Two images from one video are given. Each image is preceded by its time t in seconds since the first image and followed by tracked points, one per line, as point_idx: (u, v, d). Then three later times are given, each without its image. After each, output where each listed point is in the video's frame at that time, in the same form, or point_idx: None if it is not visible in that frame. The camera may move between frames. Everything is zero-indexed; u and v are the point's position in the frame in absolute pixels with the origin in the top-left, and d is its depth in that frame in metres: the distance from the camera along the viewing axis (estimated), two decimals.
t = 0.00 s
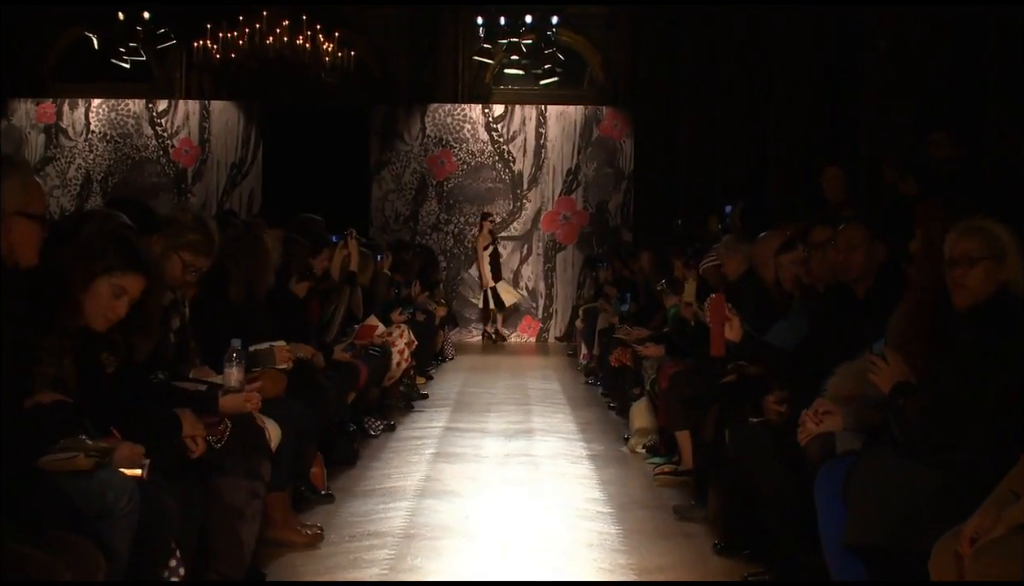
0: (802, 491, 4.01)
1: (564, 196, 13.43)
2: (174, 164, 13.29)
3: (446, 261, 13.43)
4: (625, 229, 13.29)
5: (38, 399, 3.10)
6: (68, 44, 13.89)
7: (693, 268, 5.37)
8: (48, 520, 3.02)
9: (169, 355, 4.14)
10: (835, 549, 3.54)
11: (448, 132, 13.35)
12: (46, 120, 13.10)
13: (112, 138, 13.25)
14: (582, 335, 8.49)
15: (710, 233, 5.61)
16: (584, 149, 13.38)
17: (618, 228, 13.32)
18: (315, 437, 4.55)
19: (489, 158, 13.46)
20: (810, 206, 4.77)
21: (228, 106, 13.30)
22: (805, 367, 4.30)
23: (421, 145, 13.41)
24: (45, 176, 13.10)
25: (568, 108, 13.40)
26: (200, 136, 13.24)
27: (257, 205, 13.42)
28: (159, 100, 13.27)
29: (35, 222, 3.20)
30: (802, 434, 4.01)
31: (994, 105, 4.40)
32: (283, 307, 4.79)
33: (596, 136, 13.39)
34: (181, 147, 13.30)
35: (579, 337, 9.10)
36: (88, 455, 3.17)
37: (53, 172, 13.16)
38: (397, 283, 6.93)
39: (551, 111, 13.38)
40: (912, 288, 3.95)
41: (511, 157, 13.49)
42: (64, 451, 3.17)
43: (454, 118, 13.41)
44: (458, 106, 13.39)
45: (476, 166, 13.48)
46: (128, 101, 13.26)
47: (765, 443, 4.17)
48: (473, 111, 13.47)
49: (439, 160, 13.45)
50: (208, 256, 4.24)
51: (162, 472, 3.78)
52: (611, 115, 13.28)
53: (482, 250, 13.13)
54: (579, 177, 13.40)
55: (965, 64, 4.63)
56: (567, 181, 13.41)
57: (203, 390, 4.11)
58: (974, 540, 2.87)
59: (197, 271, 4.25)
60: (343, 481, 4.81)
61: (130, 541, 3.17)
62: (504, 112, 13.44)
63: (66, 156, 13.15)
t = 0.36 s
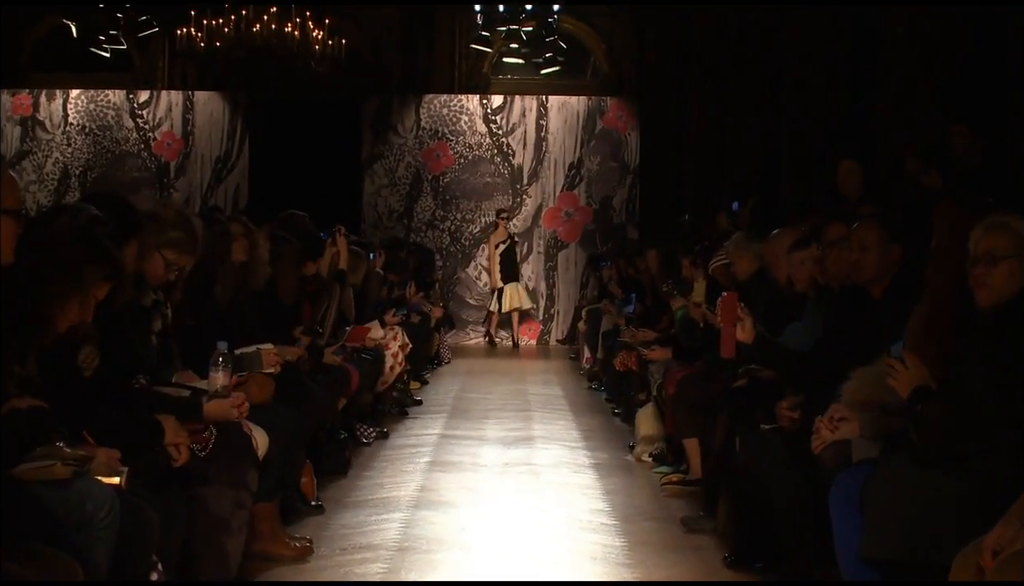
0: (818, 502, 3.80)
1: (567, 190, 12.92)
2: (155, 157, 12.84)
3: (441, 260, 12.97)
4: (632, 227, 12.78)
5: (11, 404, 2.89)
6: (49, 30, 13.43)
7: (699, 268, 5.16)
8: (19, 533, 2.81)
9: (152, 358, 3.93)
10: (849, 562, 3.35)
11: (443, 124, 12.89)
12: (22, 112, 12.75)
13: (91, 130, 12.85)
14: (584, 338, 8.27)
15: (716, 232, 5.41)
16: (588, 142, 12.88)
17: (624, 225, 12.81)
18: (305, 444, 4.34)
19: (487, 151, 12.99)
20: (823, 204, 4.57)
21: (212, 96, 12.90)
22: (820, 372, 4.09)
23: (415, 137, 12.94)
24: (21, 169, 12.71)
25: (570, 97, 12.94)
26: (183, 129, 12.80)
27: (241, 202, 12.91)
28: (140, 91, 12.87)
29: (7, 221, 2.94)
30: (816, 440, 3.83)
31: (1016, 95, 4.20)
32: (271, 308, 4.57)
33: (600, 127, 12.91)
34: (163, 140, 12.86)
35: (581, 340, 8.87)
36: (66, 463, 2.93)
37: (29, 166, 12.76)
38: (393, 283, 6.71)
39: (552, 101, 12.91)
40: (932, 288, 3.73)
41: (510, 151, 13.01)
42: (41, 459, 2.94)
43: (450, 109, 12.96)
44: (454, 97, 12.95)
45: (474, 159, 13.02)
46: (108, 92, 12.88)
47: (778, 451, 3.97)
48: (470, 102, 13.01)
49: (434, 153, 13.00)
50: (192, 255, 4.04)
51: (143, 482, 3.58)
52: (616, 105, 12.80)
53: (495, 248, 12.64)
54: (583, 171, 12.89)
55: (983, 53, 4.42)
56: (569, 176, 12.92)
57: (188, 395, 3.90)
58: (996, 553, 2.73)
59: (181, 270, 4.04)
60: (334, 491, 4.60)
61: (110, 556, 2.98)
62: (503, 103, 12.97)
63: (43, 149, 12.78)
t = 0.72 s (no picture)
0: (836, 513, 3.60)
1: (568, 184, 12.50)
2: (136, 149, 12.37)
3: (437, 257, 12.54)
4: (637, 223, 12.39)
5: None
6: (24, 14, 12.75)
7: (704, 266, 4.96)
8: None
9: (132, 362, 3.73)
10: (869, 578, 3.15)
11: (438, 114, 12.48)
12: None
13: (69, 121, 12.39)
14: (587, 340, 8.06)
15: (722, 229, 5.20)
16: (590, 133, 12.45)
17: (628, 220, 12.43)
18: (294, 451, 4.14)
19: (484, 143, 12.57)
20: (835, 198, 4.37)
21: (196, 85, 12.42)
22: (835, 375, 3.89)
23: (409, 127, 12.52)
24: None
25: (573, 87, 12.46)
26: (164, 119, 12.32)
27: (225, 197, 12.40)
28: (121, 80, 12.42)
29: None
30: (831, 448, 3.62)
31: None
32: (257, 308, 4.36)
33: (604, 118, 12.42)
34: (145, 131, 12.39)
35: (583, 341, 8.65)
36: (43, 471, 2.76)
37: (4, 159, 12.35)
38: (387, 282, 6.49)
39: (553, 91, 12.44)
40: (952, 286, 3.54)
41: (508, 142, 12.58)
42: (15, 467, 2.75)
43: (446, 99, 12.54)
44: (450, 86, 12.52)
45: (471, 151, 12.59)
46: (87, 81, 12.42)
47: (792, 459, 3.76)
48: (466, 91, 12.57)
49: (429, 145, 12.58)
50: (172, 249, 3.84)
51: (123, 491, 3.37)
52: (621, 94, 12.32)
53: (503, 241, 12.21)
54: (585, 164, 12.47)
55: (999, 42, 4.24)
56: (572, 168, 12.48)
57: (170, 400, 3.70)
58: None
59: (161, 266, 3.84)
60: (324, 500, 4.40)
61: (89, 566, 2.80)
62: (501, 92, 12.52)
63: (19, 141, 12.35)
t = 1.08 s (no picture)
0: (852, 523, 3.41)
1: (571, 176, 12.04)
2: (116, 139, 11.96)
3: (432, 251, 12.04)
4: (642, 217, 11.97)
5: None
6: None
7: (710, 264, 4.78)
8: None
9: (112, 362, 3.53)
10: None
11: (433, 102, 11.99)
12: None
13: (46, 110, 11.95)
14: (589, 340, 7.86)
15: (727, 225, 5.02)
16: (593, 123, 11.99)
17: (634, 214, 11.99)
18: (282, 457, 3.94)
19: (482, 133, 12.09)
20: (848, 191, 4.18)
21: (178, 72, 11.99)
22: (852, 378, 3.70)
23: (403, 117, 12.03)
24: None
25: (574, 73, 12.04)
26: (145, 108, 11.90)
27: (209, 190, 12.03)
28: (100, 67, 11.97)
29: None
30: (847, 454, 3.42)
31: None
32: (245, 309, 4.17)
33: (607, 107, 12.02)
34: (125, 121, 11.96)
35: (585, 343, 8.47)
36: (18, 478, 2.62)
37: None
38: (380, 280, 6.31)
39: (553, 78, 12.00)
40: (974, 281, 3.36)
41: (507, 132, 12.10)
42: None
43: (442, 87, 12.05)
44: (446, 72, 12.04)
45: (468, 142, 12.11)
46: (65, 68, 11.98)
47: (807, 466, 3.57)
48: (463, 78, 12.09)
49: (424, 134, 12.08)
50: (150, 240, 3.64)
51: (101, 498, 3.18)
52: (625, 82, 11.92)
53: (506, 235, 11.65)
54: (588, 155, 12.02)
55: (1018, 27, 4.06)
56: (573, 159, 12.04)
57: (151, 403, 3.51)
58: None
59: (141, 259, 3.65)
60: (312, 509, 4.20)
61: (66, 576, 2.64)
62: (500, 79, 12.06)
63: None
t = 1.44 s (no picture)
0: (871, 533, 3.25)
1: (573, 167, 11.22)
2: (94, 129, 11.13)
3: (426, 248, 11.25)
4: (648, 211, 11.18)
5: None
6: None
7: (715, 261, 4.60)
8: None
9: (87, 364, 3.35)
10: None
11: (427, 90, 11.14)
12: None
13: (21, 100, 11.17)
14: (592, 341, 7.67)
15: (733, 221, 4.84)
16: (597, 112, 11.16)
17: (639, 208, 11.22)
18: (269, 464, 3.76)
19: (479, 122, 11.24)
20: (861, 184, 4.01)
21: (159, 58, 11.16)
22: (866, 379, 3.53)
23: (395, 106, 11.19)
24: None
25: (578, 58, 11.19)
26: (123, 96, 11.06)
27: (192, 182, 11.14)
28: (77, 53, 11.16)
29: None
30: (864, 461, 3.25)
31: None
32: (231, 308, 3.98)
33: (612, 94, 11.19)
34: (103, 109, 11.14)
35: (585, 345, 8.28)
36: None
37: None
38: (372, 278, 6.12)
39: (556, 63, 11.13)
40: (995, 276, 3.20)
41: (505, 121, 11.25)
42: None
43: (436, 73, 11.20)
44: (441, 58, 11.20)
45: (464, 131, 11.27)
46: (41, 54, 11.18)
47: (822, 475, 3.40)
48: (459, 64, 11.22)
49: (417, 124, 11.25)
50: (129, 234, 3.47)
51: (79, 506, 3.01)
52: (631, 68, 11.09)
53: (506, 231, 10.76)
54: (591, 145, 11.20)
55: None
56: (576, 150, 11.22)
57: (131, 408, 3.33)
58: None
59: (120, 252, 3.49)
60: (300, 519, 4.00)
61: None
62: (498, 66, 11.20)
63: None
